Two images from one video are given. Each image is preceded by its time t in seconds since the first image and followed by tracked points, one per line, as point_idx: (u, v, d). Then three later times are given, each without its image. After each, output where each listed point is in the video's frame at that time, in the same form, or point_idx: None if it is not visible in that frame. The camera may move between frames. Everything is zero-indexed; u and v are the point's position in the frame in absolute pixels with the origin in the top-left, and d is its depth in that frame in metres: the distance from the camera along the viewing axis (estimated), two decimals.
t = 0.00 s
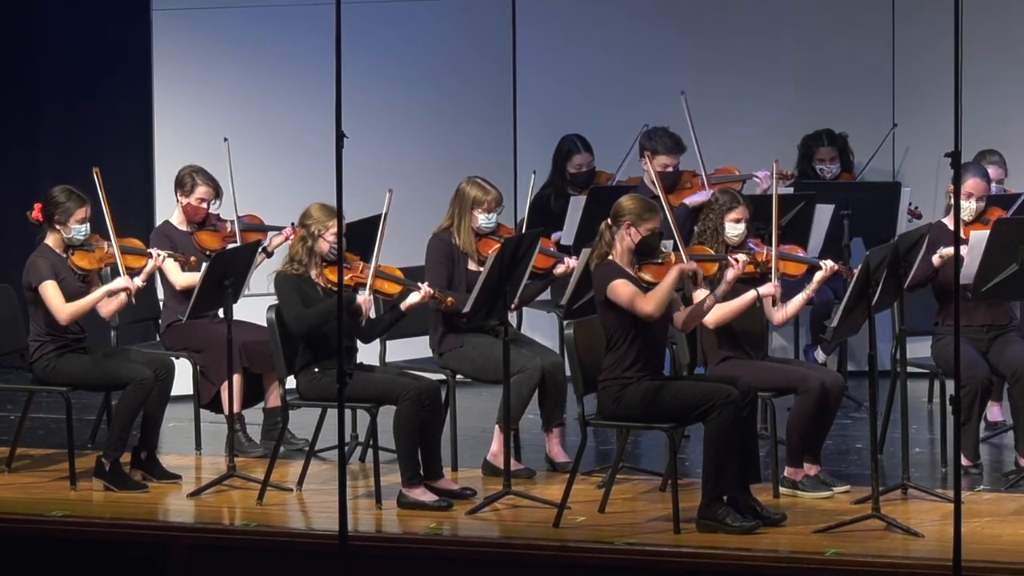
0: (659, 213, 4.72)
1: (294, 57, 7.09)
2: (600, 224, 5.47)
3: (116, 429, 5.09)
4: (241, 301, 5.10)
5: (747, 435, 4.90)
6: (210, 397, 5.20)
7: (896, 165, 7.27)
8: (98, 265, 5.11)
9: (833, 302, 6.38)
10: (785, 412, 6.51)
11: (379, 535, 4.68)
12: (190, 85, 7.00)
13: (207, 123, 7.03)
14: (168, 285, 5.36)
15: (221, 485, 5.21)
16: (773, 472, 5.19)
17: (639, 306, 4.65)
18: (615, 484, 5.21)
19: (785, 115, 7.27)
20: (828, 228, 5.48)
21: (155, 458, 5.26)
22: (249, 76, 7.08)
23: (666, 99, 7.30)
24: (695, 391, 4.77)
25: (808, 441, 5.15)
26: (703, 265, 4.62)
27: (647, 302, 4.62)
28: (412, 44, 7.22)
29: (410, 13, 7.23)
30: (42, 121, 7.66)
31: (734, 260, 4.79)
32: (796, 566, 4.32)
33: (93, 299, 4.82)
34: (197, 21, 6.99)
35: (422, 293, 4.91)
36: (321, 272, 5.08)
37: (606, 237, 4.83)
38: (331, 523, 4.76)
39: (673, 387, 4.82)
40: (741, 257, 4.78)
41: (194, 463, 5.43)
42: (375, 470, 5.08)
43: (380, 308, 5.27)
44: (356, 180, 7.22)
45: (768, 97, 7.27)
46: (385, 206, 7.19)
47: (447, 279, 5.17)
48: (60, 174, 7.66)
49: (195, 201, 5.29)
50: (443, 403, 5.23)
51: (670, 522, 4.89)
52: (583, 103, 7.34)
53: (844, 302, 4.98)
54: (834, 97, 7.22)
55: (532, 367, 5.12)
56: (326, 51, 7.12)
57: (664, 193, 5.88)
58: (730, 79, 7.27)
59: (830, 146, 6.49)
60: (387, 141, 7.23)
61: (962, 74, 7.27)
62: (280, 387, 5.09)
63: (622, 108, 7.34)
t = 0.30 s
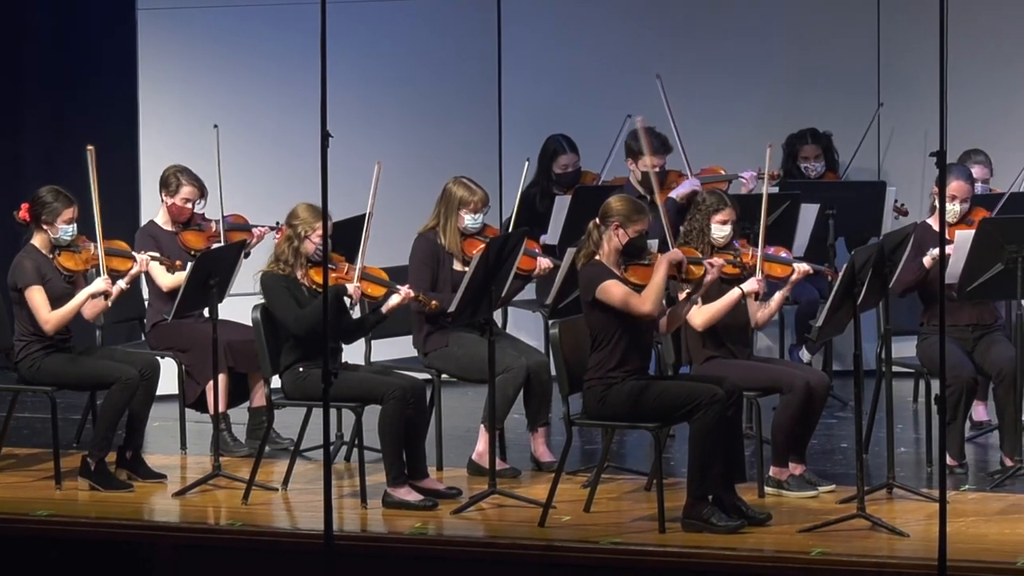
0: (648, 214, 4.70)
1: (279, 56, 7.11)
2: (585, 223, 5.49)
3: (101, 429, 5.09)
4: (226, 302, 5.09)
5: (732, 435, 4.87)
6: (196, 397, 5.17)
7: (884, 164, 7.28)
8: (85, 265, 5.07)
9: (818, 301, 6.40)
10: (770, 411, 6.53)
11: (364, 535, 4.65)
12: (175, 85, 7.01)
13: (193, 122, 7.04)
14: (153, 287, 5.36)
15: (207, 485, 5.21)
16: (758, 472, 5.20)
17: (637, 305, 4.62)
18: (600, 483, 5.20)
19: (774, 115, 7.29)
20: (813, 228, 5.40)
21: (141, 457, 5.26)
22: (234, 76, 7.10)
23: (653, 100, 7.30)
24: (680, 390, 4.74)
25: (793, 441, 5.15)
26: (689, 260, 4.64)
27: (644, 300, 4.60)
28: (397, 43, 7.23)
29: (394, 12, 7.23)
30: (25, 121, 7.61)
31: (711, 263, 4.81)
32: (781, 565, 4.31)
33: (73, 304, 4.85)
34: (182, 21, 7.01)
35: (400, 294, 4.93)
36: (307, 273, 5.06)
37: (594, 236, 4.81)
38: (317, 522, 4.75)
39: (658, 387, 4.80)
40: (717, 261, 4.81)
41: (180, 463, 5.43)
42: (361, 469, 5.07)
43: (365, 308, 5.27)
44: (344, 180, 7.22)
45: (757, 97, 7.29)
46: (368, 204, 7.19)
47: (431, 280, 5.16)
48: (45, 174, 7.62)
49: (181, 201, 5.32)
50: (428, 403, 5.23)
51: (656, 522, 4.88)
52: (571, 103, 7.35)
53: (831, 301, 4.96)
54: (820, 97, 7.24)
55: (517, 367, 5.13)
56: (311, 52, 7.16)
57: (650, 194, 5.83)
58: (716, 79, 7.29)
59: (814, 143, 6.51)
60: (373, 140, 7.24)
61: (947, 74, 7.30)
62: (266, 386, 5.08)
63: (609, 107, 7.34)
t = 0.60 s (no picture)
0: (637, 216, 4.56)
1: (265, 55, 7.14)
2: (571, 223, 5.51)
3: (86, 428, 5.09)
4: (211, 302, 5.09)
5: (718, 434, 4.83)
6: (182, 396, 5.22)
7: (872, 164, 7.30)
8: (71, 266, 5.05)
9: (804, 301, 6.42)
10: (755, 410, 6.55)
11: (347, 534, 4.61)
12: (163, 85, 7.04)
13: (181, 122, 7.08)
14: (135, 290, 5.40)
15: (192, 484, 5.20)
16: (743, 471, 5.19)
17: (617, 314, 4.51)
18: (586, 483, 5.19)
19: (763, 115, 7.31)
20: (798, 228, 5.46)
21: (126, 457, 5.25)
22: (221, 76, 7.13)
23: (641, 99, 7.31)
24: (665, 390, 4.69)
25: (778, 440, 5.15)
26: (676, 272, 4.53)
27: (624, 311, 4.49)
28: (383, 44, 7.24)
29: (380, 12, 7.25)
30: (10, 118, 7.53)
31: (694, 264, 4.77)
32: (767, 566, 4.26)
33: (50, 318, 4.83)
34: (169, 22, 7.05)
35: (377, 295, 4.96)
36: (293, 273, 5.02)
37: (581, 235, 4.68)
38: (301, 522, 4.72)
39: (642, 386, 4.75)
40: (701, 261, 4.78)
41: (165, 463, 5.43)
42: (346, 469, 5.06)
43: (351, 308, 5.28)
44: (331, 180, 7.24)
45: (745, 97, 7.32)
46: (356, 204, 7.20)
47: (414, 281, 5.18)
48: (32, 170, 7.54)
49: (165, 203, 5.36)
50: (413, 402, 5.22)
51: (641, 521, 4.85)
52: (560, 103, 7.36)
53: (816, 300, 4.92)
54: (806, 96, 7.26)
55: (502, 367, 5.12)
56: (300, 52, 7.17)
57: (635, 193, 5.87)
58: (702, 78, 7.31)
59: (799, 145, 6.51)
60: (361, 139, 7.26)
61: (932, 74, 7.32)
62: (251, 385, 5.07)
63: (597, 107, 7.36)
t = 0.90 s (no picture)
0: (622, 217, 4.47)
1: (248, 54, 7.16)
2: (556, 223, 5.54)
3: (71, 428, 5.08)
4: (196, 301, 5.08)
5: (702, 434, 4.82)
6: (167, 396, 5.22)
7: (860, 163, 7.31)
8: (57, 265, 5.06)
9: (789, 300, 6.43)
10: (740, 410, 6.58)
11: (332, 533, 4.60)
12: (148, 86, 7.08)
13: (168, 122, 7.12)
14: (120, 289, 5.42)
15: (176, 484, 5.20)
16: (728, 471, 5.19)
17: (583, 322, 4.44)
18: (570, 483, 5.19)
19: (749, 114, 7.31)
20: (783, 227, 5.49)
21: (111, 456, 5.25)
22: (207, 77, 7.15)
23: (627, 98, 7.32)
24: (650, 390, 4.68)
25: (763, 440, 5.14)
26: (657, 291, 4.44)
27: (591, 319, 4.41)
28: (367, 42, 7.24)
29: (364, 12, 7.25)
30: None
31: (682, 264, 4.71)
32: (753, 565, 4.25)
33: (32, 322, 4.77)
34: (153, 23, 7.08)
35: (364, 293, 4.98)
36: (277, 272, 5.00)
37: (565, 235, 4.59)
38: (287, 521, 4.71)
39: (627, 386, 4.74)
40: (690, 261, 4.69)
41: (150, 462, 5.43)
42: (331, 468, 5.05)
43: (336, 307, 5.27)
44: (318, 179, 7.26)
45: (733, 96, 7.32)
46: (344, 204, 7.23)
47: (398, 281, 5.16)
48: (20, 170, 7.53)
49: (148, 201, 5.36)
50: (398, 402, 5.22)
51: (627, 520, 4.85)
52: (546, 103, 7.37)
53: (801, 300, 4.86)
54: (791, 96, 7.27)
55: (487, 367, 5.13)
56: (285, 52, 7.19)
57: (621, 193, 5.87)
58: (687, 78, 7.32)
59: (787, 143, 6.53)
60: (344, 140, 7.28)
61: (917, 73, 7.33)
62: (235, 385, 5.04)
63: (583, 106, 7.36)
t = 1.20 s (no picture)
0: (603, 215, 4.48)
1: (234, 54, 7.19)
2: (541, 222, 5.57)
3: (58, 428, 5.07)
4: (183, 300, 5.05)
5: (688, 433, 4.79)
6: (153, 395, 5.20)
7: (847, 163, 7.32)
8: (42, 262, 5.06)
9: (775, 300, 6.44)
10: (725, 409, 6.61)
11: (317, 533, 4.55)
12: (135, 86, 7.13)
13: (154, 123, 7.17)
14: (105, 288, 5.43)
15: (162, 484, 5.19)
16: (714, 470, 5.18)
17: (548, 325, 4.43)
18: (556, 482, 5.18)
19: (737, 114, 7.32)
20: (769, 226, 5.52)
21: (97, 455, 5.25)
22: (195, 78, 7.19)
23: (615, 97, 7.34)
24: (636, 389, 4.66)
25: (748, 440, 5.14)
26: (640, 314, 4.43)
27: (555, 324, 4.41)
28: (353, 41, 7.26)
29: (350, 11, 7.27)
30: None
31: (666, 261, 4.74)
32: (739, 565, 4.21)
33: (16, 329, 4.77)
34: (141, 24, 7.14)
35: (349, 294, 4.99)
36: (262, 272, 4.95)
37: (547, 234, 4.60)
38: (273, 521, 4.68)
39: (612, 385, 4.72)
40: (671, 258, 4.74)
41: (136, 462, 5.43)
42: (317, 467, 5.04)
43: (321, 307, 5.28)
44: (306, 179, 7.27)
45: (720, 96, 7.34)
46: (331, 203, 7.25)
47: (383, 281, 5.17)
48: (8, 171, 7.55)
49: (132, 199, 5.39)
50: (383, 402, 5.21)
51: (612, 520, 4.83)
52: (533, 102, 7.38)
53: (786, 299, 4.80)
54: (777, 95, 7.28)
55: (473, 366, 5.13)
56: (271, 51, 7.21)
57: (606, 191, 5.90)
58: (673, 78, 7.33)
59: (775, 142, 6.53)
60: (331, 139, 7.29)
61: (903, 73, 7.34)
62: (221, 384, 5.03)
63: (570, 106, 7.36)
